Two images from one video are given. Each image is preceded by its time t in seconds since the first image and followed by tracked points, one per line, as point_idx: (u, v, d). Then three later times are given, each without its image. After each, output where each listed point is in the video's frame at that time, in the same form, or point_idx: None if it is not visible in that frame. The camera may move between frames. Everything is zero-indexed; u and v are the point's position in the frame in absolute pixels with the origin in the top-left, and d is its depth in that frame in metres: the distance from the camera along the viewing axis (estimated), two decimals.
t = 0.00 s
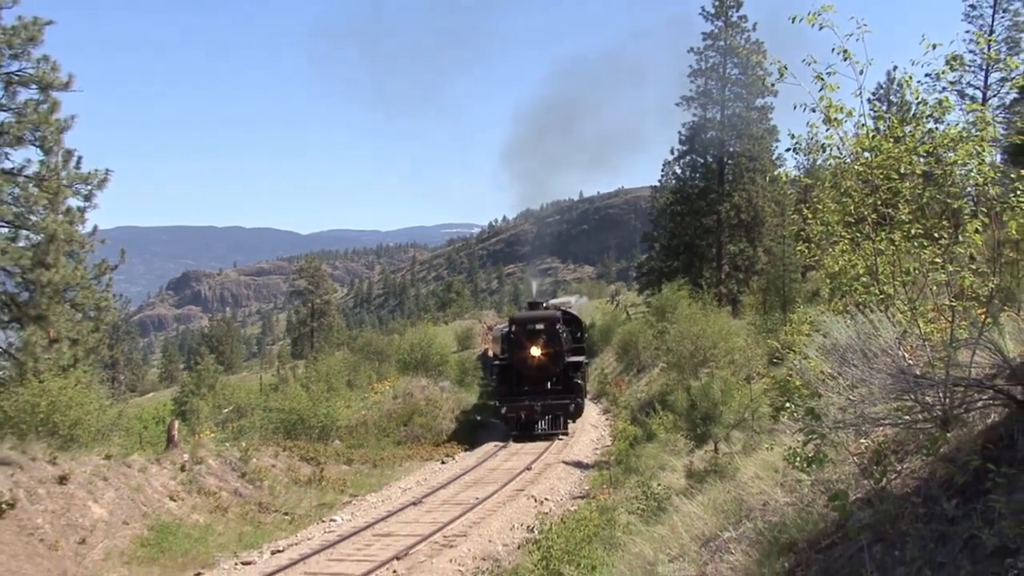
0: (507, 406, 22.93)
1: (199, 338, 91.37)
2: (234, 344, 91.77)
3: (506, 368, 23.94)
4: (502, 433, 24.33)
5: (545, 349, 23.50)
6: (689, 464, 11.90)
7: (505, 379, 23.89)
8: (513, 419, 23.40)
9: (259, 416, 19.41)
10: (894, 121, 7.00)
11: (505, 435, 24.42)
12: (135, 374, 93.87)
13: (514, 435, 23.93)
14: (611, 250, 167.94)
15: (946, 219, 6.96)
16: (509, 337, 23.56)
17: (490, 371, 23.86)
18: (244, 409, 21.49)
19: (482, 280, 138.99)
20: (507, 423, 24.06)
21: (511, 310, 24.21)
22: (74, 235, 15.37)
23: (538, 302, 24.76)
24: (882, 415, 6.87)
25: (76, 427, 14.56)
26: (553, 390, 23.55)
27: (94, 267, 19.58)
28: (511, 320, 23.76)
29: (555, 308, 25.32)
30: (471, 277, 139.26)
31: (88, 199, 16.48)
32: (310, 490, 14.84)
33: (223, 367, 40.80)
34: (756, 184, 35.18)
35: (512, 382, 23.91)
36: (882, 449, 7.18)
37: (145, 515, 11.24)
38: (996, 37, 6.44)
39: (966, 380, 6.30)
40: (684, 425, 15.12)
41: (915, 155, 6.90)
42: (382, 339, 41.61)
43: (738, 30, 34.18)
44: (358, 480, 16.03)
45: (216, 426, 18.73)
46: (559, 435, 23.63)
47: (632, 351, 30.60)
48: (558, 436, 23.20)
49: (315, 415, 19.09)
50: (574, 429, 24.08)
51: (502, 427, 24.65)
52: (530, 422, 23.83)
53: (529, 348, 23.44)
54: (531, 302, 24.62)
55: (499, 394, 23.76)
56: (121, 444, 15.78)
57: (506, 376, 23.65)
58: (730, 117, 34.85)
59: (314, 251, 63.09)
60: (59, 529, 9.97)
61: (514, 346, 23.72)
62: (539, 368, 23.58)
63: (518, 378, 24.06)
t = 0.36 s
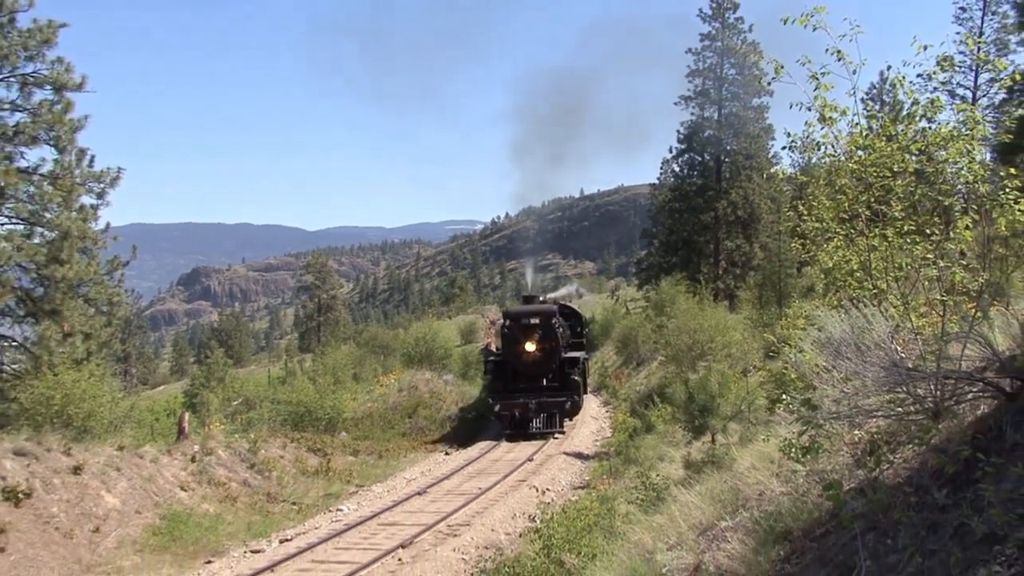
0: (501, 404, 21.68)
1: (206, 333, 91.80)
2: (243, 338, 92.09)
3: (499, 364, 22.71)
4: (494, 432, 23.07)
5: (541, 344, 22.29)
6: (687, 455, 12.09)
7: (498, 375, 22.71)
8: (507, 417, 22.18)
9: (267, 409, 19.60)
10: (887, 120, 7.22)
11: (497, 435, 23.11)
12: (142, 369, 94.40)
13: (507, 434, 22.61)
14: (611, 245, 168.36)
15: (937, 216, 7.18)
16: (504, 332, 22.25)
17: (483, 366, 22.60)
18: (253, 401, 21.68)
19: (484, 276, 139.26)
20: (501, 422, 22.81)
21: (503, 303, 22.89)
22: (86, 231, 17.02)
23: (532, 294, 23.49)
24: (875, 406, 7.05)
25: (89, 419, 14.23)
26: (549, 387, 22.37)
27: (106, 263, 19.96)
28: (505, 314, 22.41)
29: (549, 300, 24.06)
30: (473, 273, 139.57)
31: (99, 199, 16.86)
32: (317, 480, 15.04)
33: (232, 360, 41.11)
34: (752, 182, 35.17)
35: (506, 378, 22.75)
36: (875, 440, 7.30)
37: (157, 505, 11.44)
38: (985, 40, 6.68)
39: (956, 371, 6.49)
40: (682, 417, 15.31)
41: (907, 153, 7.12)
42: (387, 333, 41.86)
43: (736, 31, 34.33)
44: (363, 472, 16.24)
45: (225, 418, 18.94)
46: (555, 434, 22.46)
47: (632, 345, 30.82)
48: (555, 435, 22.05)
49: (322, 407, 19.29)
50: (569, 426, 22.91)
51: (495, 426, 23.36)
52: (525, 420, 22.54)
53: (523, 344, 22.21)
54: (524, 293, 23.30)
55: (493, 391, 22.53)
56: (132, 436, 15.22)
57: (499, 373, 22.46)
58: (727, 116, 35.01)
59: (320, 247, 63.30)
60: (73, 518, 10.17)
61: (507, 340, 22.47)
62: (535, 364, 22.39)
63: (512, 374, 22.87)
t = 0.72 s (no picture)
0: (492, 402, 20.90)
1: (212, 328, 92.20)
2: (252, 333, 92.44)
3: (492, 361, 22.29)
4: (486, 433, 22.17)
5: (534, 340, 21.82)
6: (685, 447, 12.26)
7: (491, 372, 22.28)
8: (499, 416, 21.37)
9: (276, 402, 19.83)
10: (880, 120, 7.45)
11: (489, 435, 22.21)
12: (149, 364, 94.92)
13: (499, 435, 21.73)
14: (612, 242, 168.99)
15: (929, 214, 7.50)
16: (497, 327, 21.84)
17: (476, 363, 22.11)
18: (262, 393, 21.89)
19: (486, 273, 139.58)
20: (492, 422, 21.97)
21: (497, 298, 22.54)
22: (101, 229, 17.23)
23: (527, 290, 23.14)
24: (869, 399, 7.22)
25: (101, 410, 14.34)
26: (543, 384, 21.81)
27: (119, 259, 20.41)
28: (499, 310, 22.05)
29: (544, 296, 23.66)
30: (475, 269, 139.91)
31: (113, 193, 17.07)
32: (324, 472, 15.24)
33: (240, 355, 41.42)
34: (748, 180, 35.63)
35: (500, 376, 22.28)
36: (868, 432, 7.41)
37: (168, 495, 11.62)
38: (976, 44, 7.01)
39: (947, 365, 6.68)
40: (680, 409, 15.48)
41: (900, 151, 7.38)
42: (393, 328, 42.13)
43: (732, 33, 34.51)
44: (369, 463, 16.44)
45: (236, 411, 19.17)
46: (548, 434, 21.57)
47: (632, 339, 31.01)
48: (549, 434, 21.14)
49: (328, 400, 19.49)
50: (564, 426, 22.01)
51: (486, 427, 22.46)
52: (518, 419, 21.71)
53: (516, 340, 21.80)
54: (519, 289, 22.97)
55: (485, 388, 21.95)
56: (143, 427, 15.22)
57: (492, 371, 22.03)
58: (725, 116, 35.06)
59: (327, 243, 63.53)
60: (87, 508, 10.36)
61: (500, 337, 22.06)
62: (528, 361, 21.88)
63: (506, 372, 22.37)
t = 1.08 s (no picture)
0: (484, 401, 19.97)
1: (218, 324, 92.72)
2: (260, 327, 92.98)
3: (485, 359, 21.39)
4: (478, 434, 21.09)
5: (528, 337, 20.98)
6: (685, 440, 12.44)
7: (484, 371, 21.40)
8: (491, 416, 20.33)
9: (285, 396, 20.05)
10: (876, 120, 7.61)
11: (480, 437, 21.08)
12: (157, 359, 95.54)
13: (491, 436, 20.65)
14: (614, 238, 169.09)
15: (924, 211, 7.66)
16: (489, 323, 21.03)
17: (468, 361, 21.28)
18: (271, 387, 22.13)
19: (489, 269, 139.89)
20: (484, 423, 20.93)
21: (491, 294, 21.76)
22: (112, 226, 18.54)
23: (522, 286, 22.33)
24: (865, 393, 7.38)
25: (115, 404, 14.23)
26: (537, 383, 20.90)
27: (132, 255, 20.70)
28: (491, 305, 21.26)
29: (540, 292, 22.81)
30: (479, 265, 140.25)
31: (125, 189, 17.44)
32: (332, 464, 15.46)
33: (250, 350, 41.79)
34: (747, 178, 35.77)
35: (493, 375, 21.39)
36: (864, 425, 7.57)
37: (180, 486, 11.81)
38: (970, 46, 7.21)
39: (940, 358, 6.83)
40: (680, 402, 15.66)
41: (896, 150, 7.53)
42: (399, 323, 42.43)
43: (731, 34, 34.68)
44: (376, 456, 16.66)
45: (245, 404, 19.44)
46: (543, 435, 20.57)
47: (632, 335, 31.21)
48: (543, 435, 20.16)
49: (336, 394, 19.66)
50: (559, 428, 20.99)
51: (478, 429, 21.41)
52: (510, 419, 20.68)
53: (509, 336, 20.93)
54: (513, 285, 22.17)
55: (477, 387, 21.10)
56: (156, 421, 15.07)
57: (485, 368, 21.14)
58: (723, 116, 35.30)
59: (334, 240, 63.86)
60: (101, 498, 10.55)
61: (493, 333, 21.20)
62: (522, 358, 21.02)
63: (499, 370, 21.48)
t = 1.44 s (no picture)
0: (471, 402, 18.60)
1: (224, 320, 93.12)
2: (265, 323, 93.36)
3: (473, 357, 19.99)
4: (465, 437, 19.77)
5: (519, 335, 19.49)
6: (685, 433, 12.61)
7: (473, 370, 20.01)
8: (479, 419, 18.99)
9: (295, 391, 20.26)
10: (873, 120, 7.78)
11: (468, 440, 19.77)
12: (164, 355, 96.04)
13: (479, 439, 19.33)
14: (615, 236, 169.30)
15: (918, 210, 7.91)
16: (478, 321, 19.56)
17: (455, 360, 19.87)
18: (280, 381, 22.32)
19: (491, 267, 140.19)
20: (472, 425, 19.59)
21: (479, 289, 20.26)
22: (125, 224, 18.83)
23: (513, 279, 20.83)
24: (861, 386, 7.56)
25: (129, 398, 14.12)
26: (529, 383, 19.53)
27: (144, 253, 20.86)
28: (480, 300, 19.75)
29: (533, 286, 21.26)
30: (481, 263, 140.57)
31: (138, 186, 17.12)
32: (339, 457, 15.66)
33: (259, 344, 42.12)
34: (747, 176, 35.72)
35: (481, 374, 20.00)
36: (860, 418, 7.73)
37: (192, 478, 11.99)
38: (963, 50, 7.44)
39: (934, 353, 7.01)
40: (680, 396, 15.83)
41: (892, 149, 7.75)
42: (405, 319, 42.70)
43: (731, 36, 34.85)
44: (382, 449, 16.87)
45: (255, 397, 19.63)
46: (534, 439, 19.22)
47: (634, 330, 31.41)
48: (534, 439, 18.83)
49: (344, 387, 19.79)
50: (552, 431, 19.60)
51: (465, 431, 20.06)
52: (500, 422, 19.33)
53: (498, 334, 19.47)
54: (504, 280, 20.62)
55: (465, 388, 19.74)
56: (169, 415, 15.05)
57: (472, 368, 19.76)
58: (722, 116, 35.58)
59: (343, 237, 64.08)
60: (116, 489, 10.75)
61: (481, 331, 19.72)
62: (512, 358, 19.58)
63: (489, 369, 20.09)
